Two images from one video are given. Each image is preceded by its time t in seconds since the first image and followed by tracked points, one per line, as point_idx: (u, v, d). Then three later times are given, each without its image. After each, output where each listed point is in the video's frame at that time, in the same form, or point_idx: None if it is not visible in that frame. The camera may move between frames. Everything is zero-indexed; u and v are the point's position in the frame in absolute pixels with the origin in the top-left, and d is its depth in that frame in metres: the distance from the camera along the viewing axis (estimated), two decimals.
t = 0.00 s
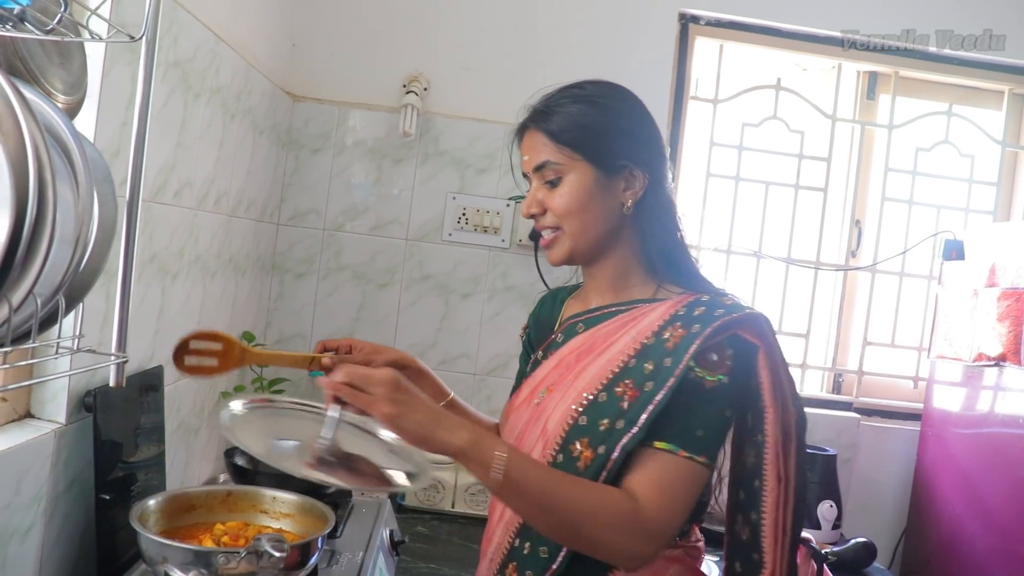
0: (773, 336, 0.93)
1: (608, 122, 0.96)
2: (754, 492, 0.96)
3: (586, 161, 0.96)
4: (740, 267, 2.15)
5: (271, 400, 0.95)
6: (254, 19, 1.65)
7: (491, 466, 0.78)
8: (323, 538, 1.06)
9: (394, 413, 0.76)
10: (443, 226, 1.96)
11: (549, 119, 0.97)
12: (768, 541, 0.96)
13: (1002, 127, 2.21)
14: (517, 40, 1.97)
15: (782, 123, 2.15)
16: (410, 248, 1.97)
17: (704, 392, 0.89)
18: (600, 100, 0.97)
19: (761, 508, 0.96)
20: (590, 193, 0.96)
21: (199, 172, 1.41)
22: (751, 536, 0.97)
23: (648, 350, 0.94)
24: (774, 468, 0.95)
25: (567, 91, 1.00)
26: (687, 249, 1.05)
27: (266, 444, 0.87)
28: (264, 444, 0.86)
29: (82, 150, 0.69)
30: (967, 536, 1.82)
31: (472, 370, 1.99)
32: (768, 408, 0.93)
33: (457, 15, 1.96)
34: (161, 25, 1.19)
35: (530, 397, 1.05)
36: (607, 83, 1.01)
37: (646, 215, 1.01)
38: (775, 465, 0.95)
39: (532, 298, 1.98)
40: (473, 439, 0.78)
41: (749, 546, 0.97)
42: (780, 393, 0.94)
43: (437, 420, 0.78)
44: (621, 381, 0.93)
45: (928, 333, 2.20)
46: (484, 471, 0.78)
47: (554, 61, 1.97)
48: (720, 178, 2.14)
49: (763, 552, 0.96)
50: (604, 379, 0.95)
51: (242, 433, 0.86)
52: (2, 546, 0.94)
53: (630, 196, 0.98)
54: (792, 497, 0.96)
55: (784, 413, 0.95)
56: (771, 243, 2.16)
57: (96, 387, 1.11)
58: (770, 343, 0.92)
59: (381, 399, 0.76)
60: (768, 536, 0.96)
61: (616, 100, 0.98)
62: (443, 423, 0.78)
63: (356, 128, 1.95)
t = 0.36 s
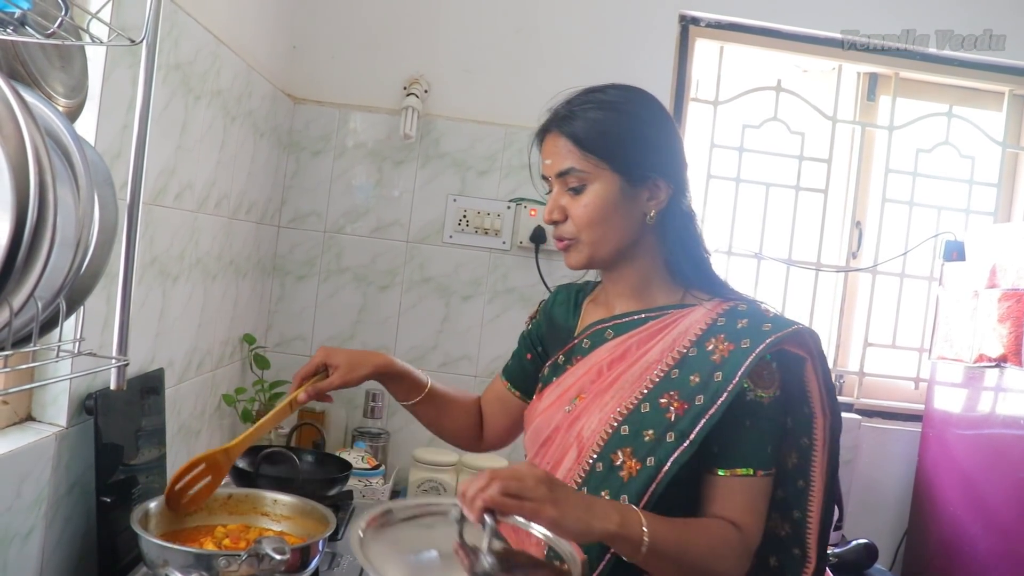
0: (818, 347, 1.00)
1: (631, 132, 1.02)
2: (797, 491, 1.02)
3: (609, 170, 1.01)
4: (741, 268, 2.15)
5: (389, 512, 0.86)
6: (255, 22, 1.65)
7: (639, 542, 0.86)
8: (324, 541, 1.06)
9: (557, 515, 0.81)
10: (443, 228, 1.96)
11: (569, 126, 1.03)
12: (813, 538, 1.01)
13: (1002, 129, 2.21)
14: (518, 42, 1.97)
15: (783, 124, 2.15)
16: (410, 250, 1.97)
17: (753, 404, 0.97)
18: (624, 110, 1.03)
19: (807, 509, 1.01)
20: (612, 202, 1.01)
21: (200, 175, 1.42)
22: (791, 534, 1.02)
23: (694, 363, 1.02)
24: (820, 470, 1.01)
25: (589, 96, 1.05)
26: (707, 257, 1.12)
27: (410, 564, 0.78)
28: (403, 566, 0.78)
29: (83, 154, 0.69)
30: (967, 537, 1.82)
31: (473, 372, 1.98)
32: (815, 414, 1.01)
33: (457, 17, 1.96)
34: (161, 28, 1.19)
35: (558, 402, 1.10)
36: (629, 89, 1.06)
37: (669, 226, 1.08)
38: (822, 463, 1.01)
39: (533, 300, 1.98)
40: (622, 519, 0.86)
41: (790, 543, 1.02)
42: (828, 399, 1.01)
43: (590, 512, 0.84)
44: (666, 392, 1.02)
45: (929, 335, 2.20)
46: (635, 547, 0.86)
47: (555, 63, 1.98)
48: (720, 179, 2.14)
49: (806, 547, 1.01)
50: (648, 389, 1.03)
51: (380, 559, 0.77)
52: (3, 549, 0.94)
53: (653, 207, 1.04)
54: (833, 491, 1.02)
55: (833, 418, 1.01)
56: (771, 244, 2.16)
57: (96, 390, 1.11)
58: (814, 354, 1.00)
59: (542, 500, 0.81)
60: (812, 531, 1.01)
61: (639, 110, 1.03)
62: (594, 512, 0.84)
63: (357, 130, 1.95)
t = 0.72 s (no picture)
0: (830, 353, 0.98)
1: (642, 134, 1.02)
2: (806, 498, 1.00)
3: (620, 172, 1.01)
4: (740, 270, 2.15)
5: None
6: (254, 24, 1.65)
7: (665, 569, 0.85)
8: (323, 543, 1.06)
9: (602, 572, 0.80)
10: (442, 230, 1.96)
11: (582, 128, 1.03)
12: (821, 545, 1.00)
13: (1001, 129, 2.22)
14: (517, 44, 1.97)
15: (782, 126, 2.15)
16: (410, 252, 1.97)
17: (764, 412, 0.95)
18: (636, 112, 1.03)
19: (817, 515, 1.00)
20: (623, 205, 1.01)
21: (199, 178, 1.42)
22: (800, 539, 1.01)
23: (707, 369, 1.00)
24: (828, 478, 0.99)
25: (601, 97, 1.05)
26: (720, 260, 1.10)
27: None
28: None
29: (81, 157, 0.69)
30: (967, 538, 1.82)
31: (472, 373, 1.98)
32: (825, 421, 0.99)
33: (457, 19, 1.96)
34: (160, 31, 1.19)
35: (570, 406, 1.10)
36: (642, 90, 1.06)
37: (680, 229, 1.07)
38: (829, 472, 0.99)
39: (532, 302, 1.98)
40: (655, 563, 0.84)
41: (797, 547, 1.01)
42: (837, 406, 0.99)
43: (625, 560, 0.83)
44: (679, 398, 1.00)
45: (928, 336, 2.20)
46: None
47: (554, 65, 1.98)
48: (720, 180, 2.14)
49: (814, 553, 1.00)
50: (660, 395, 1.02)
51: None
52: (2, 552, 0.94)
53: (664, 210, 1.04)
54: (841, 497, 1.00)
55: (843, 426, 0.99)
56: (770, 246, 2.16)
57: (96, 393, 1.11)
58: (826, 360, 0.98)
59: (585, 557, 0.79)
60: (820, 538, 1.00)
61: (651, 112, 1.03)
62: (629, 555, 0.84)
63: (356, 132, 1.95)
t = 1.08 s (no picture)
0: (837, 356, 0.97)
1: (651, 133, 1.01)
2: (812, 504, 0.99)
3: (628, 171, 1.01)
4: (740, 271, 2.15)
5: None
6: (254, 26, 1.66)
7: None
8: (323, 544, 1.06)
9: None
10: (442, 232, 1.96)
11: (590, 125, 1.03)
12: (826, 552, 0.99)
13: (1001, 131, 2.22)
14: (517, 45, 1.97)
15: (782, 127, 2.15)
16: (410, 253, 1.97)
17: (770, 416, 0.95)
18: (645, 110, 1.02)
19: (823, 521, 0.99)
20: (629, 205, 1.01)
21: (198, 179, 1.42)
22: (804, 545, 1.00)
23: (711, 373, 1.00)
24: (836, 482, 0.98)
25: (609, 96, 1.05)
26: (725, 263, 1.10)
27: None
28: None
29: (81, 159, 0.69)
30: (967, 539, 1.82)
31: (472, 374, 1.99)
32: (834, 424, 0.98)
33: (457, 20, 1.96)
34: (160, 32, 1.19)
35: (571, 409, 1.10)
36: (650, 88, 1.06)
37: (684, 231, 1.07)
38: (837, 477, 0.98)
39: (532, 303, 1.98)
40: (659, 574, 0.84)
41: (803, 554, 1.01)
42: (846, 410, 0.98)
43: (629, 571, 0.83)
44: (683, 403, 1.00)
45: (928, 337, 2.20)
46: None
47: (554, 66, 1.98)
48: (720, 182, 2.14)
49: (819, 561, 0.99)
50: (662, 399, 1.02)
51: None
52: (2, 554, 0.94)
53: (671, 210, 1.04)
54: (850, 502, 0.98)
55: (850, 431, 0.98)
56: (770, 247, 2.17)
57: (96, 394, 1.11)
58: (833, 364, 0.97)
59: (591, 568, 0.79)
60: (825, 544, 0.99)
61: (659, 111, 1.03)
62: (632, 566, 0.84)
63: (356, 134, 1.95)
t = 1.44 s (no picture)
0: (837, 353, 0.97)
1: (658, 128, 1.02)
2: (814, 505, 0.98)
3: (635, 164, 1.01)
4: (740, 271, 2.15)
5: None
6: (254, 24, 1.65)
7: None
8: (324, 543, 1.06)
9: None
10: (443, 231, 1.96)
11: (597, 117, 1.03)
12: (829, 554, 0.99)
13: (1002, 131, 2.22)
14: (517, 44, 1.97)
15: (783, 127, 2.15)
16: (410, 252, 1.97)
17: (768, 414, 0.94)
18: (652, 104, 1.03)
19: (824, 522, 0.98)
20: (634, 200, 1.01)
21: (199, 178, 1.42)
22: (806, 547, 1.00)
23: (708, 370, 0.99)
24: (837, 482, 0.98)
25: (618, 89, 1.05)
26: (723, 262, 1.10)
27: None
28: None
29: (81, 157, 0.69)
30: (967, 540, 1.82)
31: (472, 374, 1.99)
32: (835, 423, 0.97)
33: (457, 19, 1.96)
34: (160, 31, 1.19)
35: (568, 408, 1.10)
36: (654, 83, 1.06)
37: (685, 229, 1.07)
38: (839, 477, 0.98)
39: (533, 302, 1.98)
40: None
41: (805, 555, 1.00)
42: (848, 408, 0.97)
43: None
44: (680, 401, 1.00)
45: (929, 337, 2.20)
46: None
47: (554, 65, 1.98)
48: (720, 181, 2.14)
49: (822, 562, 0.99)
50: (659, 397, 1.02)
51: None
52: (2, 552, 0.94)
53: (676, 206, 1.04)
54: (851, 506, 0.98)
55: (851, 430, 0.97)
56: (771, 247, 2.17)
57: (96, 393, 1.11)
58: (832, 360, 0.97)
59: None
60: (828, 545, 0.98)
61: (665, 105, 1.03)
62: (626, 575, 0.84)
63: (356, 132, 1.95)
